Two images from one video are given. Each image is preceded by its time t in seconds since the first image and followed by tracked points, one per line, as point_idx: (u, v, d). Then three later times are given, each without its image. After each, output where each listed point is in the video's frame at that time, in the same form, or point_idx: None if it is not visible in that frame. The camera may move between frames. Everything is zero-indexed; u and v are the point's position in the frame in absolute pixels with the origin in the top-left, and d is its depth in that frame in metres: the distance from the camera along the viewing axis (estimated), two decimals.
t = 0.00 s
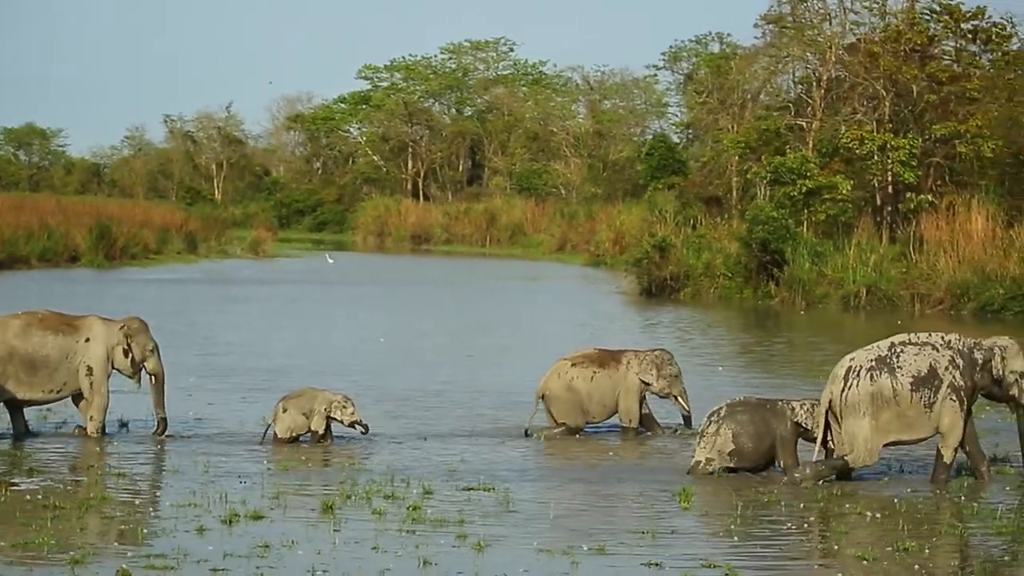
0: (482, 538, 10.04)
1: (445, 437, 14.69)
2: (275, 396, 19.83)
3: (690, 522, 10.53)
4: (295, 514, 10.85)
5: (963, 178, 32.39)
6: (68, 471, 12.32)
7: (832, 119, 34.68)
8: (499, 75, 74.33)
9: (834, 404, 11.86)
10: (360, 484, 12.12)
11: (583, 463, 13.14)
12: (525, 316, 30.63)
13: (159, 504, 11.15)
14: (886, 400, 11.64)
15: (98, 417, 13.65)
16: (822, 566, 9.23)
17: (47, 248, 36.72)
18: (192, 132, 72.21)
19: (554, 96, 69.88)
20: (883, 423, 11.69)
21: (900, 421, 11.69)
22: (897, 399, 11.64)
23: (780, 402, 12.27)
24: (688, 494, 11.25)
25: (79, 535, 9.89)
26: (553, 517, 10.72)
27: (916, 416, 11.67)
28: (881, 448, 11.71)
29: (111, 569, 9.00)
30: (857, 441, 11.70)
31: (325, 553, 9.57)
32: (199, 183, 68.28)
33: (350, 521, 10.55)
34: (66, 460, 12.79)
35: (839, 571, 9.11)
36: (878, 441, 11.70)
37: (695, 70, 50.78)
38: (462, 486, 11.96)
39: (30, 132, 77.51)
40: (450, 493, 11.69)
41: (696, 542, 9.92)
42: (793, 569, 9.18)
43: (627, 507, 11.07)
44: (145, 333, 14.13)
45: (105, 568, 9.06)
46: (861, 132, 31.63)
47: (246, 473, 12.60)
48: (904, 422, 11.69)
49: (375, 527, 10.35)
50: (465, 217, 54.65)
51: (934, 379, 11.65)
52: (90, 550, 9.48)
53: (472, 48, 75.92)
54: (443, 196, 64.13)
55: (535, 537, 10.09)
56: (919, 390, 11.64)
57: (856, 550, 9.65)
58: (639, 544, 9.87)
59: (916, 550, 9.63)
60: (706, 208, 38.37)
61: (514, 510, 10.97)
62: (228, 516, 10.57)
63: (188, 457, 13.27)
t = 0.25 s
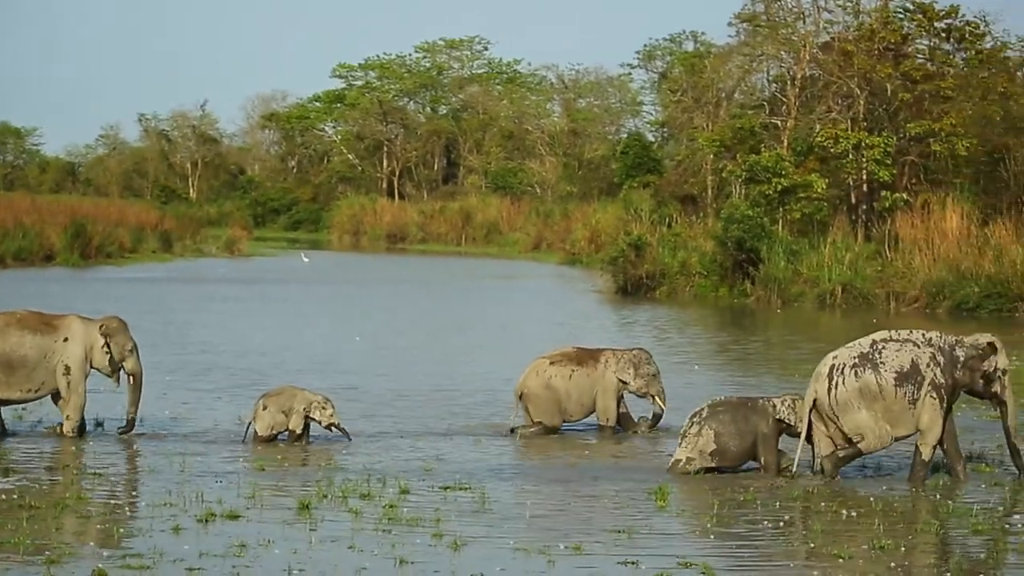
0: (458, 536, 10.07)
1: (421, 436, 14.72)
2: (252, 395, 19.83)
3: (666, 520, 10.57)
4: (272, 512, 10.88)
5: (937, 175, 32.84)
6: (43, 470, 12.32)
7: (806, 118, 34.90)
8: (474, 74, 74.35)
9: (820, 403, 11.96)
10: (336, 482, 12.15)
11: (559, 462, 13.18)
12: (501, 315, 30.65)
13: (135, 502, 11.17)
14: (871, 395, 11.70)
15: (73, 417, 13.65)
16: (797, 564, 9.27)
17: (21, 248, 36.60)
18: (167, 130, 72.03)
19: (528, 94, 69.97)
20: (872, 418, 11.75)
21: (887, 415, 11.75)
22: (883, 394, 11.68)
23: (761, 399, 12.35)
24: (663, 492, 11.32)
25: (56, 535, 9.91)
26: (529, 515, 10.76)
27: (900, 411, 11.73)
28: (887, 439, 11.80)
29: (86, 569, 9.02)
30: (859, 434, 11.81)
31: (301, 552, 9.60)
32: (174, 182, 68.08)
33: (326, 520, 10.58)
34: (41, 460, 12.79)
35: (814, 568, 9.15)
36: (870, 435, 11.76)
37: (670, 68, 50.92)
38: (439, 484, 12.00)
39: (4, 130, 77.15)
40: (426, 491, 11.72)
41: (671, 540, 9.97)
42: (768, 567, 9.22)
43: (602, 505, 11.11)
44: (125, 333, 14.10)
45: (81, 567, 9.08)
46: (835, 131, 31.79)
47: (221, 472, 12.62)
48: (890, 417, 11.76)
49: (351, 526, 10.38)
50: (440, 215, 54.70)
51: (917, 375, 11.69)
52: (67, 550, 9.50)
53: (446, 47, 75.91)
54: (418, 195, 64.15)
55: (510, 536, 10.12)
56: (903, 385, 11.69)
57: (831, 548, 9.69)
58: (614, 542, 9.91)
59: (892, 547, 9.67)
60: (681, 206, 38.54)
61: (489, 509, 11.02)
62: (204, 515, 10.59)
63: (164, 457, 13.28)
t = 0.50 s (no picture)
0: (433, 535, 10.10)
1: (397, 435, 14.75)
2: (227, 394, 19.83)
3: (641, 518, 10.62)
4: (248, 511, 10.91)
5: (911, 173, 33.08)
6: (19, 470, 12.31)
7: (782, 116, 35.07)
8: (448, 72, 74.35)
9: (805, 401, 11.97)
10: (312, 481, 12.17)
11: (535, 460, 13.24)
12: (477, 314, 30.69)
13: (111, 502, 11.18)
14: (856, 389, 11.79)
15: (48, 415, 13.61)
16: (772, 561, 9.32)
17: None
18: (141, 130, 71.80)
19: (503, 93, 70.07)
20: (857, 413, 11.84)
21: (871, 410, 11.83)
22: (867, 388, 11.78)
23: (743, 397, 12.49)
24: (640, 490, 11.40)
25: (32, 534, 9.92)
26: (506, 513, 10.81)
27: (885, 405, 11.82)
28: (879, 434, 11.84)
29: (62, 569, 9.04)
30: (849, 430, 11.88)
31: (276, 551, 9.63)
32: (148, 181, 67.85)
33: (302, 519, 10.61)
34: (16, 459, 12.78)
35: (788, 565, 9.21)
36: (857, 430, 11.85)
37: (645, 67, 51.08)
38: (415, 483, 12.04)
39: None
40: (402, 490, 11.75)
41: (647, 538, 10.02)
42: (743, 564, 9.27)
43: (578, 503, 11.17)
44: (104, 335, 14.08)
45: (56, 567, 9.09)
46: (809, 128, 31.93)
47: (197, 471, 12.63)
48: (875, 411, 11.83)
49: (327, 525, 10.41)
50: (416, 214, 54.73)
51: (900, 370, 11.79)
52: (43, 550, 9.51)
53: (421, 45, 75.91)
54: (393, 193, 64.12)
55: (486, 534, 10.16)
56: (886, 380, 11.78)
57: (806, 545, 9.75)
58: (589, 540, 9.96)
59: (867, 545, 9.73)
60: (656, 204, 38.68)
61: (465, 507, 11.05)
62: (180, 515, 10.61)
63: (140, 456, 13.28)
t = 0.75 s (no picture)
0: (408, 533, 10.12)
1: (372, 433, 14.76)
2: (202, 392, 19.81)
3: (616, 516, 10.66)
4: (223, 510, 10.91)
5: (886, 171, 33.27)
6: None
7: (757, 113, 35.25)
8: (423, 70, 74.33)
9: (789, 400, 12.05)
10: (287, 480, 12.17)
11: (510, 458, 13.26)
12: (452, 312, 30.69)
13: (85, 501, 11.17)
14: (841, 388, 11.82)
15: (23, 416, 13.59)
16: (746, 560, 9.31)
17: None
18: (115, 128, 71.55)
19: (477, 91, 70.14)
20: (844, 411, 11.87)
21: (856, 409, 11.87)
22: (851, 387, 11.81)
23: (723, 394, 12.58)
24: (615, 488, 11.42)
25: (7, 534, 9.91)
26: (481, 512, 10.83)
27: (869, 403, 11.85)
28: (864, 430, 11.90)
29: (36, 568, 9.04)
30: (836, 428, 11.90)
31: (251, 550, 9.65)
32: (122, 180, 67.60)
33: (276, 518, 10.62)
34: None
35: (762, 563, 9.22)
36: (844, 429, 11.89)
37: (619, 65, 51.24)
38: (390, 482, 12.05)
39: None
40: (377, 488, 11.77)
41: (621, 536, 10.05)
42: (717, 563, 9.26)
43: (552, 501, 11.20)
44: (80, 335, 14.04)
45: (31, 566, 9.09)
46: (784, 126, 32.12)
47: (172, 470, 12.62)
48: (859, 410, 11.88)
49: (302, 524, 10.42)
50: (390, 212, 54.74)
51: (884, 368, 11.85)
52: (18, 549, 9.50)
53: (395, 43, 75.90)
54: (367, 192, 64.07)
55: (460, 533, 10.18)
56: (869, 378, 11.82)
57: (780, 543, 9.73)
58: (563, 538, 10.00)
59: (841, 542, 9.70)
60: (631, 202, 38.81)
61: (440, 505, 11.07)
62: (154, 514, 10.61)
63: (114, 455, 13.26)
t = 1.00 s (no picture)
0: (378, 531, 10.14)
1: (343, 431, 14.77)
2: (172, 391, 19.78)
3: (586, 514, 10.70)
4: (193, 509, 10.91)
5: (855, 168, 33.21)
6: None
7: (726, 112, 35.43)
8: (392, 68, 74.22)
9: (773, 400, 12.09)
10: (257, 478, 12.18)
11: (481, 456, 13.30)
12: (422, 310, 30.69)
13: (55, 500, 11.16)
14: (824, 383, 11.87)
15: None
16: (717, 557, 9.35)
17: None
18: (83, 126, 71.24)
19: (447, 89, 70.17)
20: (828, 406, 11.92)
21: (841, 403, 11.92)
22: (835, 381, 11.87)
23: (697, 389, 12.63)
24: (586, 486, 11.45)
25: None
26: (452, 509, 10.86)
27: (853, 397, 11.92)
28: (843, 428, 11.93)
29: (6, 567, 9.03)
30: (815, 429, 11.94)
31: (222, 548, 9.66)
32: (91, 178, 67.29)
33: (247, 516, 10.62)
34: None
35: (733, 560, 9.26)
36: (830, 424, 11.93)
37: (589, 62, 51.34)
38: (360, 479, 12.06)
39: None
40: (347, 486, 11.78)
41: (591, 533, 10.09)
42: (687, 559, 9.32)
43: (523, 499, 11.24)
44: (52, 334, 14.00)
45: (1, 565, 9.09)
46: (754, 123, 32.30)
47: (142, 468, 12.61)
48: (844, 404, 11.93)
49: (272, 522, 10.42)
50: (360, 210, 54.74)
51: (868, 363, 11.92)
52: None
53: (365, 41, 75.84)
54: (337, 190, 63.99)
55: (431, 531, 10.21)
56: (854, 373, 11.89)
57: (751, 540, 9.78)
58: (533, 535, 10.04)
59: (811, 539, 9.75)
60: (601, 199, 38.96)
61: (410, 503, 11.10)
62: (125, 512, 10.61)
63: (84, 454, 13.24)
